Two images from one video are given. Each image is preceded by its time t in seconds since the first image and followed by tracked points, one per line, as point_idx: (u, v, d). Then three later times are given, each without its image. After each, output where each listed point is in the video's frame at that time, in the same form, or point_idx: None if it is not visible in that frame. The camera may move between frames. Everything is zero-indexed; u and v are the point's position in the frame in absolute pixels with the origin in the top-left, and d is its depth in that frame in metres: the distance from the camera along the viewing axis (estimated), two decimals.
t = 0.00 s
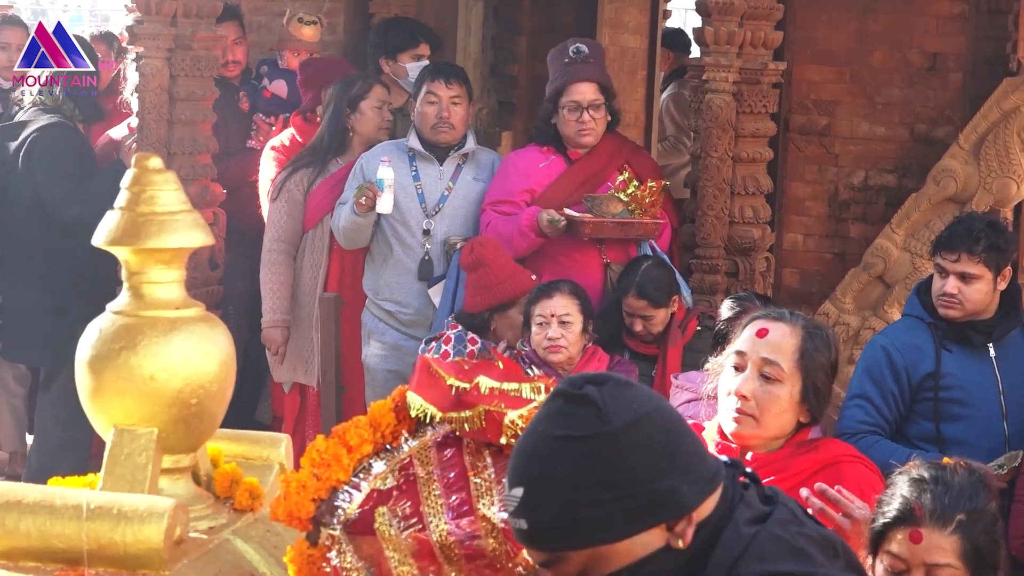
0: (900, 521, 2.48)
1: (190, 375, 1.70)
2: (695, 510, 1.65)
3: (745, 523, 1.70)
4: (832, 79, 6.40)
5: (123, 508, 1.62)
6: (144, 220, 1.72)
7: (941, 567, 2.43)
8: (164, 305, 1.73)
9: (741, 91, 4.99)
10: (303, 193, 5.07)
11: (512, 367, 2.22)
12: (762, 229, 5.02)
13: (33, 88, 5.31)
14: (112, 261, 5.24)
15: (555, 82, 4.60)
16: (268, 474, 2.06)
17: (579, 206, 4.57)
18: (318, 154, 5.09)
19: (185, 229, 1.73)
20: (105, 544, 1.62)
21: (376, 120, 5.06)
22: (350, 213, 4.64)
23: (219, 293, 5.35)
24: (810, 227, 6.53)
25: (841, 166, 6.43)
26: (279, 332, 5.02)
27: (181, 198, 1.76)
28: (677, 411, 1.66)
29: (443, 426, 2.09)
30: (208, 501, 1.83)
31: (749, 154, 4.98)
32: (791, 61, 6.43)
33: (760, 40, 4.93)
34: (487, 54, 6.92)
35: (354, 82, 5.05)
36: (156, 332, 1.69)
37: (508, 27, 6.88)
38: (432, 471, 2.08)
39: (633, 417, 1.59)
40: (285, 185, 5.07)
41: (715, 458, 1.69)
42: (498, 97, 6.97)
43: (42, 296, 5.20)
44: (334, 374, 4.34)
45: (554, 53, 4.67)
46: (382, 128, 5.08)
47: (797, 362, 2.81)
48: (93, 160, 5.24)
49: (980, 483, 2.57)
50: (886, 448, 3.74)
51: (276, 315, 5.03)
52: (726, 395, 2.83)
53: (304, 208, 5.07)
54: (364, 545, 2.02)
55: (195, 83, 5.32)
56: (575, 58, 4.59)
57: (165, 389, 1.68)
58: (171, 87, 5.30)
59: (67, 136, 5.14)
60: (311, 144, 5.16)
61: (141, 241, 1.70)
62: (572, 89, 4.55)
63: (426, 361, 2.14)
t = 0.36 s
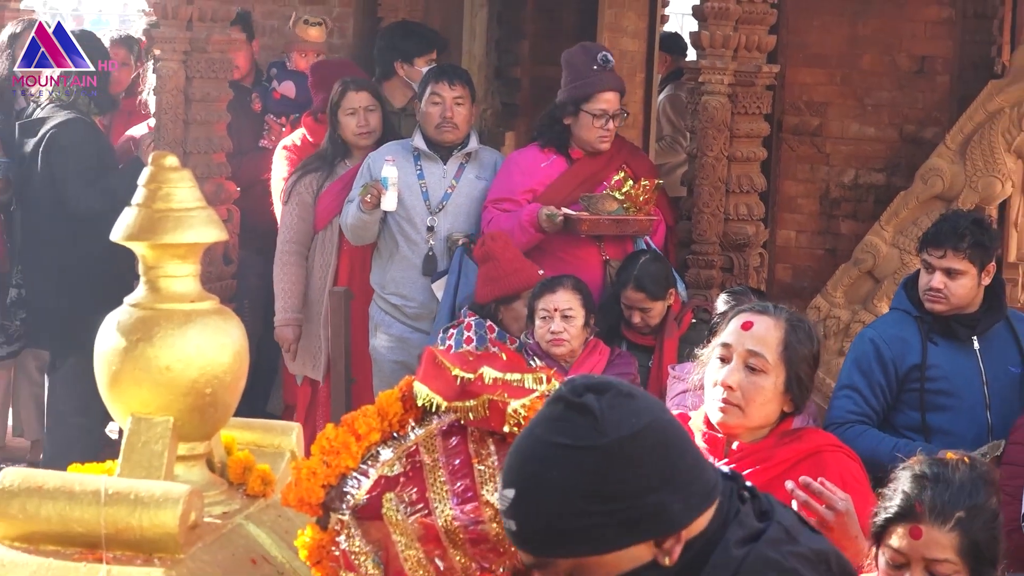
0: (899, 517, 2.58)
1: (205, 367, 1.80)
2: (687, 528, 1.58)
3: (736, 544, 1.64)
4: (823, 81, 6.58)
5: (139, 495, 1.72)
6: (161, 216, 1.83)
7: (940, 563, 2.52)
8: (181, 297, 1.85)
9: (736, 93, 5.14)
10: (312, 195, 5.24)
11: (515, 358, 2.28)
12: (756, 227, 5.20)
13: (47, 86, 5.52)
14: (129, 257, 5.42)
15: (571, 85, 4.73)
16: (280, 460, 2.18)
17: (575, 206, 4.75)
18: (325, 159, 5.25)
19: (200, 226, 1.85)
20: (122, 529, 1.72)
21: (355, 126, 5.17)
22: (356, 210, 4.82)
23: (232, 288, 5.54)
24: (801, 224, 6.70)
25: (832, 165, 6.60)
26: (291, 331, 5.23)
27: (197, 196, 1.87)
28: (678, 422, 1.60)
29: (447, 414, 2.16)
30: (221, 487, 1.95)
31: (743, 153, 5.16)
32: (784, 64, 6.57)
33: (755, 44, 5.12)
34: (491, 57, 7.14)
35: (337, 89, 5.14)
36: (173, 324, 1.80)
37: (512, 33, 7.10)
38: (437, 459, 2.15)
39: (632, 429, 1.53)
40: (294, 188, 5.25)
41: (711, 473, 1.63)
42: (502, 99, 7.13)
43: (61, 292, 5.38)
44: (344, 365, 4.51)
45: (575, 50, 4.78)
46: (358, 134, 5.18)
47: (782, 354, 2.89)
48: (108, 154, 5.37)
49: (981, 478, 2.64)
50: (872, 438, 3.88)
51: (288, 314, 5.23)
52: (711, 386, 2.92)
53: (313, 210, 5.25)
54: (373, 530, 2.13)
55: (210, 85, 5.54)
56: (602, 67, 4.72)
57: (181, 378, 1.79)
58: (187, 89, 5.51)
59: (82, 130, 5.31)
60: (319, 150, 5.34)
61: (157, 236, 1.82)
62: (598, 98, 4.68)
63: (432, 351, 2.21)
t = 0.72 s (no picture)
0: (881, 488, 2.57)
1: (218, 362, 1.84)
2: (607, 530, 1.62)
3: (666, 557, 1.63)
4: (815, 84, 6.84)
5: (154, 483, 1.76)
6: (175, 214, 1.86)
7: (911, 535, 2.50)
8: (195, 293, 1.88)
9: (730, 96, 5.36)
10: (317, 197, 5.42)
11: (516, 351, 2.45)
12: (750, 224, 5.39)
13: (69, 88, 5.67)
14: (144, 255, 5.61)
15: (577, 90, 4.89)
16: (290, 450, 2.22)
17: (574, 205, 4.93)
18: (326, 162, 5.44)
19: (214, 225, 1.87)
20: (139, 515, 1.76)
21: (350, 129, 5.32)
22: (363, 210, 5.01)
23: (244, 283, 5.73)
24: (794, 221, 6.96)
25: (823, 165, 6.87)
26: (300, 328, 5.43)
27: (209, 194, 1.89)
28: (626, 428, 1.61)
29: (453, 405, 2.34)
30: (234, 476, 2.00)
31: (737, 153, 5.35)
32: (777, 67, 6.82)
33: (748, 48, 5.31)
34: (495, 61, 7.30)
35: (336, 94, 5.31)
36: (186, 318, 1.83)
37: (514, 37, 7.28)
38: (442, 448, 2.33)
39: (550, 431, 1.60)
40: (300, 190, 5.44)
41: (651, 482, 1.62)
42: (504, 101, 7.32)
43: (80, 288, 5.58)
44: (352, 359, 4.67)
45: (585, 56, 4.93)
46: (353, 139, 5.34)
47: (795, 349, 2.90)
48: (128, 152, 5.56)
49: (969, 468, 2.58)
50: (861, 427, 4.05)
51: (296, 311, 5.42)
52: (730, 383, 2.97)
53: (318, 211, 5.43)
54: (380, 516, 2.29)
55: (223, 87, 5.80)
56: (611, 75, 4.88)
57: (195, 370, 1.82)
58: (201, 92, 5.77)
59: (107, 132, 5.50)
60: (322, 153, 5.52)
61: (172, 233, 1.84)
62: (605, 105, 4.86)
63: (439, 346, 2.38)
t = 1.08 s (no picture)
0: (867, 456, 2.67)
1: (229, 353, 2.02)
2: (600, 482, 1.76)
3: (643, 503, 1.72)
4: (806, 84, 7.01)
5: (167, 468, 1.93)
6: (188, 209, 2.05)
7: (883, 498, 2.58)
8: (206, 286, 2.06)
9: (725, 95, 5.52)
10: (322, 192, 5.59)
11: (518, 342, 2.56)
12: (744, 220, 5.59)
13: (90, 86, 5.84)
14: (157, 248, 5.82)
15: (571, 90, 5.06)
16: (299, 437, 2.50)
17: (573, 202, 5.09)
18: (330, 159, 5.61)
19: (225, 219, 2.06)
20: (151, 500, 1.94)
21: (353, 128, 5.48)
22: (369, 206, 5.17)
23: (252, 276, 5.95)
24: (785, 218, 7.14)
25: (813, 163, 7.06)
26: (303, 319, 5.61)
27: (221, 191, 2.07)
28: (626, 391, 1.74)
29: (455, 394, 2.46)
30: (244, 463, 2.20)
31: (731, 151, 5.53)
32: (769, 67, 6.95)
33: (742, 49, 5.49)
34: (495, 63, 7.48)
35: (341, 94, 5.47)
36: (197, 309, 2.02)
37: (516, 38, 7.41)
38: (446, 435, 2.44)
39: (553, 389, 1.76)
40: (306, 186, 5.60)
41: (644, 445, 1.73)
42: (505, 101, 7.51)
43: (93, 281, 5.78)
44: (358, 350, 4.79)
45: (574, 58, 5.09)
46: (356, 137, 5.50)
47: (789, 349, 3.01)
48: (143, 150, 5.74)
49: (956, 450, 2.63)
50: (851, 416, 4.19)
51: (302, 303, 5.59)
52: (728, 379, 3.11)
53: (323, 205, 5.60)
54: (385, 501, 2.42)
55: (234, 87, 6.08)
56: (602, 73, 5.04)
57: (206, 361, 2.00)
58: (212, 91, 6.06)
59: (122, 128, 5.65)
60: (327, 149, 5.69)
61: (184, 228, 2.02)
62: (599, 101, 5.02)
63: (442, 337, 2.46)
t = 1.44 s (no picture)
0: (854, 443, 2.81)
1: (235, 342, 2.35)
2: (638, 440, 1.97)
3: (689, 448, 1.93)
4: (795, 84, 7.20)
5: (176, 455, 2.25)
6: (197, 204, 2.38)
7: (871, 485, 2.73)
8: (215, 277, 2.39)
9: (716, 95, 5.72)
10: (327, 188, 5.77)
11: (518, 331, 2.71)
12: (735, 215, 5.78)
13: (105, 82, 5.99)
14: (168, 241, 6.03)
15: (564, 91, 5.26)
16: (305, 424, 2.77)
17: (569, 198, 5.27)
18: (333, 155, 5.79)
19: (234, 212, 2.39)
20: (162, 485, 2.25)
21: (357, 126, 5.65)
22: (373, 201, 5.37)
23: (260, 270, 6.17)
24: (775, 214, 7.36)
25: (802, 159, 7.24)
26: (312, 311, 5.80)
27: (227, 186, 2.42)
28: (673, 362, 1.96)
29: (456, 382, 2.62)
30: (251, 449, 2.50)
31: (722, 148, 5.73)
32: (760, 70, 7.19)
33: (733, 50, 5.68)
34: (496, 63, 7.68)
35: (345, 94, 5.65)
36: (206, 301, 2.34)
37: (516, 39, 7.62)
38: (447, 423, 2.63)
39: (607, 353, 1.97)
40: (311, 182, 5.78)
41: (685, 410, 1.95)
42: (505, 100, 7.70)
43: (108, 272, 6.01)
44: (362, 341, 4.96)
45: (566, 59, 5.28)
46: (360, 134, 5.68)
47: (723, 340, 3.21)
48: (155, 146, 5.90)
49: (938, 435, 2.75)
50: (838, 405, 4.42)
51: (308, 295, 5.78)
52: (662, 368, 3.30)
53: (329, 201, 5.77)
54: (388, 486, 2.61)
55: (245, 86, 6.27)
56: (594, 73, 5.22)
57: (216, 350, 2.33)
58: (221, 90, 6.24)
59: (133, 125, 5.80)
60: (331, 146, 5.86)
61: (196, 220, 2.35)
62: (592, 101, 5.22)
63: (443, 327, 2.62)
